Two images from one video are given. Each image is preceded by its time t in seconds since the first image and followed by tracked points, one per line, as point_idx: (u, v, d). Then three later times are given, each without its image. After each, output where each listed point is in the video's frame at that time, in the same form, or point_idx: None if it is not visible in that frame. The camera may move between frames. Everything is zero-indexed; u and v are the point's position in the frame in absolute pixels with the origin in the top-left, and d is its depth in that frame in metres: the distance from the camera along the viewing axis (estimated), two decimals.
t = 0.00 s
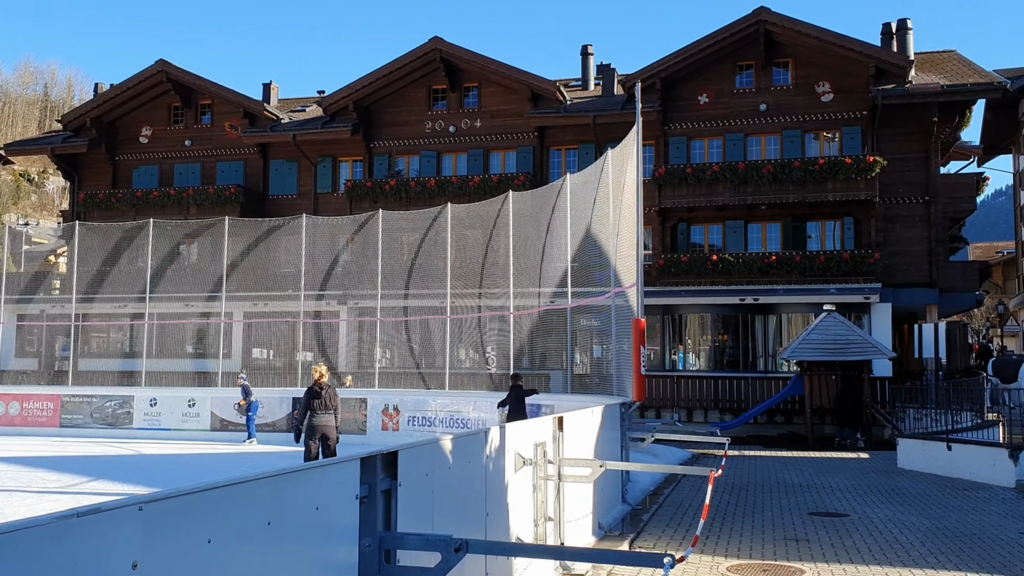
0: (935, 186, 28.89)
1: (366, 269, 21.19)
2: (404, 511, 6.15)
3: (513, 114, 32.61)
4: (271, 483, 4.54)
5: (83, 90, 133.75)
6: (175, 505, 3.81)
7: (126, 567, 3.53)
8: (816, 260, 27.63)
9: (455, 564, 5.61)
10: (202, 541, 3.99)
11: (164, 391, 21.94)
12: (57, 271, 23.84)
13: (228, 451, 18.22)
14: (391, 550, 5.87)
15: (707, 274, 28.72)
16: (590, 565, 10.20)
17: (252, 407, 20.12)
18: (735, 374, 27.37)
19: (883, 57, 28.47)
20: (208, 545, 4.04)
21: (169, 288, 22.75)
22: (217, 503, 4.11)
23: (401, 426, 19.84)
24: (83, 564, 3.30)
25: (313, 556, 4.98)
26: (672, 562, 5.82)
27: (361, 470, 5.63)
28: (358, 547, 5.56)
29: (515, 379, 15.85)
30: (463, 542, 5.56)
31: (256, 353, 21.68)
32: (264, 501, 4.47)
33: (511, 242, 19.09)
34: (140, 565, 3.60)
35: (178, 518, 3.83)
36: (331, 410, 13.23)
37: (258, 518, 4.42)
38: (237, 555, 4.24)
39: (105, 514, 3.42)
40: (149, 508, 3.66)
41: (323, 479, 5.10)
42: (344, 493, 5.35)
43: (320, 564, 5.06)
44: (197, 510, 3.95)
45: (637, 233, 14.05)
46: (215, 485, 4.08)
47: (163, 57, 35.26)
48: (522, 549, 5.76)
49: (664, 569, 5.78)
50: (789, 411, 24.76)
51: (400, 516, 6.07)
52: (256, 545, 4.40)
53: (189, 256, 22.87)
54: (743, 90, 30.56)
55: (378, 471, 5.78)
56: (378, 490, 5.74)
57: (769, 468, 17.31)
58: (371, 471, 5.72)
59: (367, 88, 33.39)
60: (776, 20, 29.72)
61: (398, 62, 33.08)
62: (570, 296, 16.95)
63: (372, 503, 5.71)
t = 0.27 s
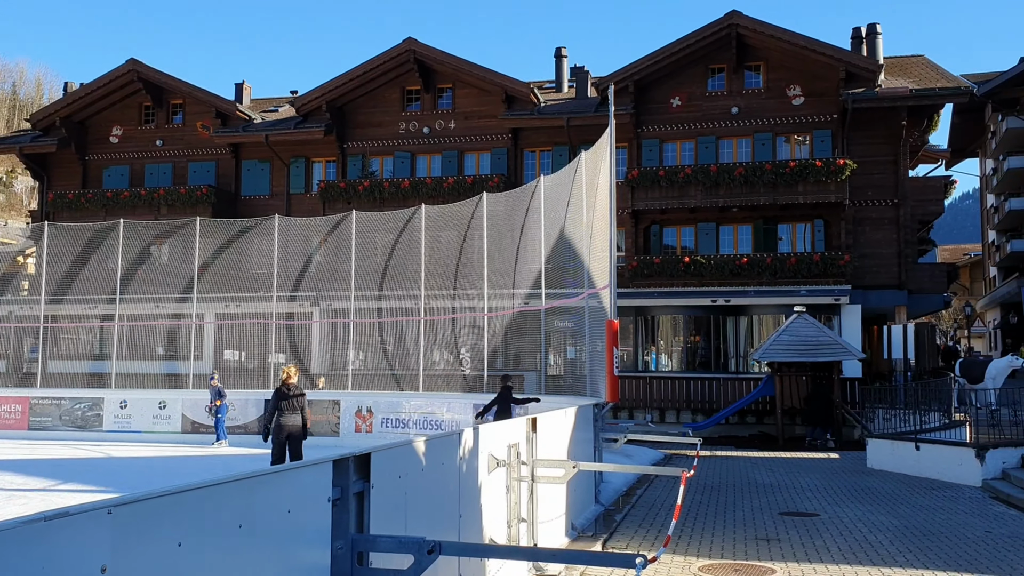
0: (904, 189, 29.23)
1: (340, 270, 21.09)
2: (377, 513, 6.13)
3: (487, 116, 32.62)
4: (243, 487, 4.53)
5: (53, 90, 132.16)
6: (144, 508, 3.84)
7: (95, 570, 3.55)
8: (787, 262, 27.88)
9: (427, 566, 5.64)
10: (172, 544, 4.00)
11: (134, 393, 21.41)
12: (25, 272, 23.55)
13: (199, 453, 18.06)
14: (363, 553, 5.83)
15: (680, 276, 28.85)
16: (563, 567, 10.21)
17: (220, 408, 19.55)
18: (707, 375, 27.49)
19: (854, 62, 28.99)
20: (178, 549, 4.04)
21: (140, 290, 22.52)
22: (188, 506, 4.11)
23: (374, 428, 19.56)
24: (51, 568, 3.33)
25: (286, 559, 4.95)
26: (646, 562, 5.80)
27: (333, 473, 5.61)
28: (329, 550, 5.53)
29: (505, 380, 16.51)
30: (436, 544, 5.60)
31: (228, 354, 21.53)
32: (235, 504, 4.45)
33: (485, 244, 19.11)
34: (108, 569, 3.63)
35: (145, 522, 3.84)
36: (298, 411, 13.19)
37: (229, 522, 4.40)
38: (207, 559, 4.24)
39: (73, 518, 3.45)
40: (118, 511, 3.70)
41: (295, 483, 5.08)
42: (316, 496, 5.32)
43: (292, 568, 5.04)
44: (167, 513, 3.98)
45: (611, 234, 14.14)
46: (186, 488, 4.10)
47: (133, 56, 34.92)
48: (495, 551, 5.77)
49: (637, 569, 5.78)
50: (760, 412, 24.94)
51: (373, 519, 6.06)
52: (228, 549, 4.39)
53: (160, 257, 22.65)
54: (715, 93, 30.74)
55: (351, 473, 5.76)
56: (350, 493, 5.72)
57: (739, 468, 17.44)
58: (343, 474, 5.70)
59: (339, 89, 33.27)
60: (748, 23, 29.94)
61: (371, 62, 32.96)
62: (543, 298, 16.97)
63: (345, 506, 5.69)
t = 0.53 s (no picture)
0: (874, 193, 29.55)
1: (314, 271, 21.00)
2: (350, 516, 6.11)
3: (461, 117, 32.59)
4: (214, 490, 4.51)
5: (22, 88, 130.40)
6: (113, 512, 3.82)
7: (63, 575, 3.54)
8: (759, 265, 28.11)
9: (399, 568, 5.75)
10: (142, 548, 3.99)
11: (105, 395, 21.10)
12: None
13: (169, 456, 17.87)
14: (336, 556, 5.79)
15: (653, 278, 29.04)
16: (536, 568, 10.21)
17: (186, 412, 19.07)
18: (680, 376, 27.60)
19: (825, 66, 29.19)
20: (148, 552, 4.02)
21: (111, 291, 22.30)
22: (159, 509, 4.10)
23: (347, 431, 19.11)
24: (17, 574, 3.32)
25: (258, 563, 4.91)
26: (618, 563, 5.82)
27: (306, 476, 5.57)
28: (302, 554, 5.49)
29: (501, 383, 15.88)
30: (408, 546, 5.72)
31: (200, 357, 21.17)
32: (206, 507, 4.43)
33: (460, 246, 19.13)
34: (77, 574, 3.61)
35: (114, 525, 3.83)
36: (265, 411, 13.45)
37: (199, 526, 4.37)
38: (178, 562, 4.21)
39: (41, 522, 3.43)
40: (86, 515, 3.68)
41: (268, 486, 5.05)
42: (289, 499, 5.28)
43: (264, 572, 5.01)
44: (137, 517, 3.96)
45: (585, 235, 14.21)
46: (157, 490, 4.08)
47: (105, 56, 34.53)
48: (468, 552, 5.88)
49: (609, 570, 5.79)
50: (733, 413, 25.09)
51: (346, 521, 6.03)
52: (200, 552, 4.37)
53: (131, 258, 22.44)
54: (689, 97, 30.91)
55: (324, 476, 5.72)
56: (323, 495, 5.68)
57: (712, 470, 17.52)
58: (316, 476, 5.66)
59: (314, 89, 33.14)
60: (721, 27, 30.15)
61: (345, 63, 32.81)
62: (518, 299, 16.98)
63: (318, 509, 5.64)
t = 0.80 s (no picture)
0: (856, 196, 29.72)
1: (297, 273, 20.90)
2: (332, 519, 6.07)
3: (445, 119, 32.57)
4: (195, 492, 4.48)
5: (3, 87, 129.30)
6: (93, 516, 3.79)
7: None
8: (742, 267, 28.17)
9: (384, 570, 5.82)
10: (122, 552, 3.96)
11: (86, 397, 21.12)
12: None
13: (150, 459, 17.75)
14: (318, 559, 5.80)
15: (636, 280, 29.07)
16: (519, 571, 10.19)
17: (165, 415, 18.92)
18: (663, 379, 27.66)
19: (808, 69, 29.19)
20: (129, 556, 3.99)
21: (92, 292, 22.12)
22: (139, 512, 4.06)
23: (331, 431, 19.56)
24: None
25: (240, 565, 4.89)
26: (600, 565, 5.91)
27: (288, 478, 5.50)
28: (284, 556, 5.45)
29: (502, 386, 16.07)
30: (392, 548, 5.77)
31: (182, 358, 21.12)
32: (187, 509, 4.40)
33: (444, 247, 19.13)
34: None
35: (92, 529, 3.79)
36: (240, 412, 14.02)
37: (180, 529, 4.34)
38: (158, 564, 4.18)
39: (19, 527, 3.39)
40: (66, 518, 3.65)
41: (250, 488, 5.02)
42: (270, 501, 5.25)
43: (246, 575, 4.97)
44: (116, 521, 3.92)
45: (569, 238, 14.22)
46: (136, 493, 4.05)
47: (86, 55, 34.28)
48: (452, 555, 5.87)
49: (591, 572, 5.87)
50: (715, 415, 25.14)
51: (328, 524, 5.99)
52: (181, 555, 4.35)
53: (112, 259, 22.27)
54: (672, 100, 31.01)
55: (305, 478, 5.64)
56: (305, 498, 5.60)
57: (695, 471, 17.57)
58: (298, 479, 5.58)
59: (298, 90, 33.05)
60: (704, 31, 30.27)
61: (328, 65, 32.75)
62: (502, 301, 16.98)
63: (300, 512, 5.58)
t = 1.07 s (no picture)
0: (835, 200, 29.97)
1: (279, 275, 20.82)
2: (312, 522, 6.05)
3: (428, 121, 32.53)
4: (173, 495, 4.45)
5: None
6: (69, 519, 3.75)
7: None
8: (722, 270, 28.28)
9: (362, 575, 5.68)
10: (99, 556, 3.93)
11: (64, 400, 20.96)
12: None
13: (128, 462, 17.61)
14: (298, 562, 5.77)
15: (618, 283, 29.11)
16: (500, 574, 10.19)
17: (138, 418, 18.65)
18: (644, 381, 27.71)
19: (787, 73, 29.64)
20: (106, 560, 3.97)
21: (70, 294, 21.95)
22: (116, 516, 4.03)
23: (311, 435, 19.37)
24: None
25: (219, 569, 4.87)
26: (580, 567, 5.82)
27: (267, 482, 5.50)
28: (263, 559, 5.44)
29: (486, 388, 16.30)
30: (372, 552, 5.67)
31: (162, 361, 20.85)
32: (165, 513, 4.38)
33: (426, 250, 19.14)
34: None
35: (69, 533, 3.75)
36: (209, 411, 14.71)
37: (158, 533, 4.31)
38: (136, 568, 4.15)
39: None
40: (43, 522, 3.61)
41: (229, 493, 5.00)
42: (251, 504, 5.24)
43: None
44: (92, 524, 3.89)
45: (550, 240, 14.25)
46: (113, 497, 4.02)
47: (65, 55, 34.04)
48: (432, 558, 5.85)
49: (572, 575, 5.79)
50: (695, 418, 25.32)
51: (308, 528, 5.97)
52: (158, 559, 4.32)
53: (91, 261, 22.10)
54: (654, 104, 31.12)
55: (286, 481, 5.64)
56: (285, 501, 5.61)
57: (676, 474, 17.62)
58: (278, 483, 5.59)
59: (280, 92, 32.93)
60: (685, 35, 30.41)
61: (310, 66, 32.70)
62: (484, 304, 16.98)
63: (279, 515, 5.58)
